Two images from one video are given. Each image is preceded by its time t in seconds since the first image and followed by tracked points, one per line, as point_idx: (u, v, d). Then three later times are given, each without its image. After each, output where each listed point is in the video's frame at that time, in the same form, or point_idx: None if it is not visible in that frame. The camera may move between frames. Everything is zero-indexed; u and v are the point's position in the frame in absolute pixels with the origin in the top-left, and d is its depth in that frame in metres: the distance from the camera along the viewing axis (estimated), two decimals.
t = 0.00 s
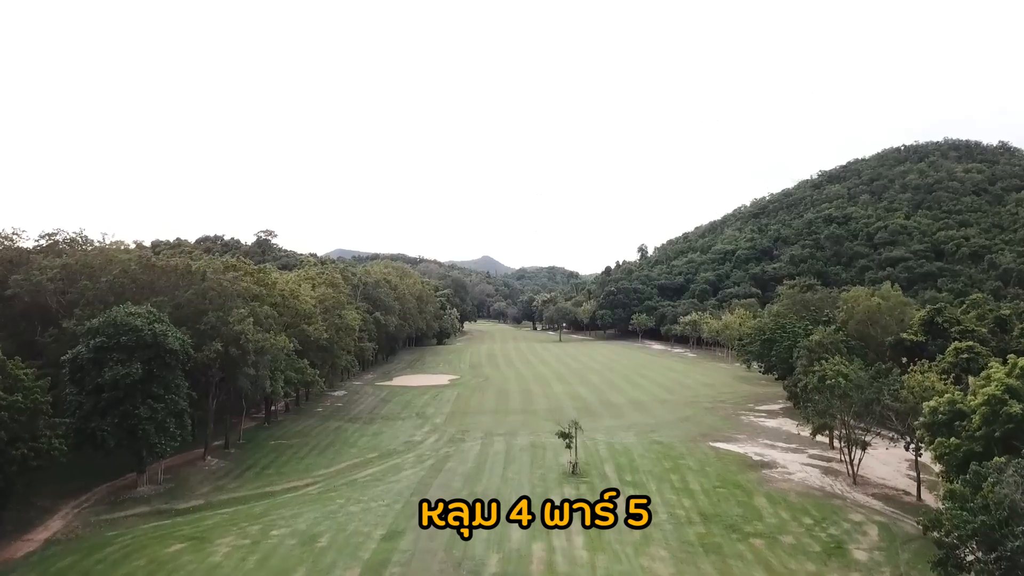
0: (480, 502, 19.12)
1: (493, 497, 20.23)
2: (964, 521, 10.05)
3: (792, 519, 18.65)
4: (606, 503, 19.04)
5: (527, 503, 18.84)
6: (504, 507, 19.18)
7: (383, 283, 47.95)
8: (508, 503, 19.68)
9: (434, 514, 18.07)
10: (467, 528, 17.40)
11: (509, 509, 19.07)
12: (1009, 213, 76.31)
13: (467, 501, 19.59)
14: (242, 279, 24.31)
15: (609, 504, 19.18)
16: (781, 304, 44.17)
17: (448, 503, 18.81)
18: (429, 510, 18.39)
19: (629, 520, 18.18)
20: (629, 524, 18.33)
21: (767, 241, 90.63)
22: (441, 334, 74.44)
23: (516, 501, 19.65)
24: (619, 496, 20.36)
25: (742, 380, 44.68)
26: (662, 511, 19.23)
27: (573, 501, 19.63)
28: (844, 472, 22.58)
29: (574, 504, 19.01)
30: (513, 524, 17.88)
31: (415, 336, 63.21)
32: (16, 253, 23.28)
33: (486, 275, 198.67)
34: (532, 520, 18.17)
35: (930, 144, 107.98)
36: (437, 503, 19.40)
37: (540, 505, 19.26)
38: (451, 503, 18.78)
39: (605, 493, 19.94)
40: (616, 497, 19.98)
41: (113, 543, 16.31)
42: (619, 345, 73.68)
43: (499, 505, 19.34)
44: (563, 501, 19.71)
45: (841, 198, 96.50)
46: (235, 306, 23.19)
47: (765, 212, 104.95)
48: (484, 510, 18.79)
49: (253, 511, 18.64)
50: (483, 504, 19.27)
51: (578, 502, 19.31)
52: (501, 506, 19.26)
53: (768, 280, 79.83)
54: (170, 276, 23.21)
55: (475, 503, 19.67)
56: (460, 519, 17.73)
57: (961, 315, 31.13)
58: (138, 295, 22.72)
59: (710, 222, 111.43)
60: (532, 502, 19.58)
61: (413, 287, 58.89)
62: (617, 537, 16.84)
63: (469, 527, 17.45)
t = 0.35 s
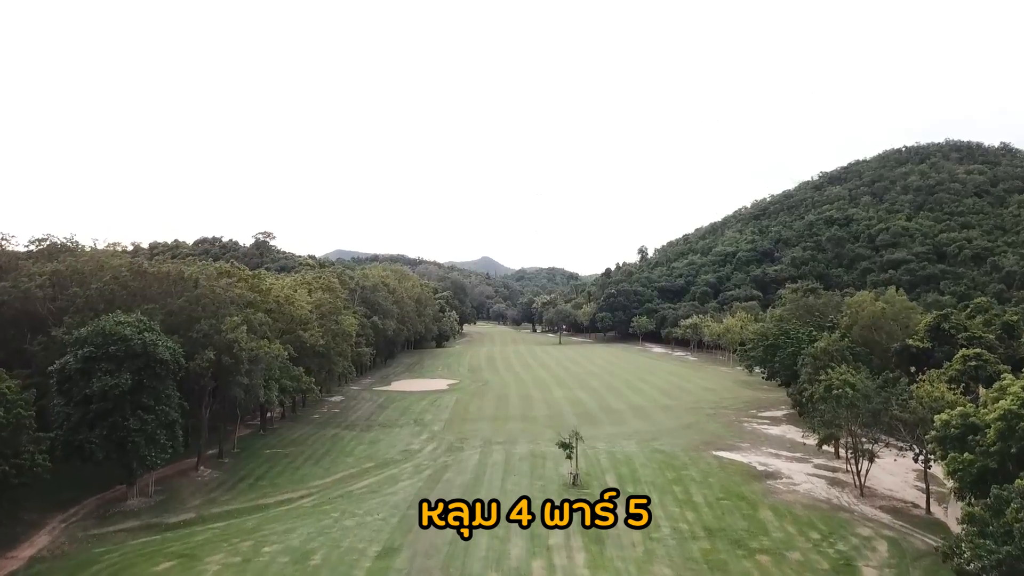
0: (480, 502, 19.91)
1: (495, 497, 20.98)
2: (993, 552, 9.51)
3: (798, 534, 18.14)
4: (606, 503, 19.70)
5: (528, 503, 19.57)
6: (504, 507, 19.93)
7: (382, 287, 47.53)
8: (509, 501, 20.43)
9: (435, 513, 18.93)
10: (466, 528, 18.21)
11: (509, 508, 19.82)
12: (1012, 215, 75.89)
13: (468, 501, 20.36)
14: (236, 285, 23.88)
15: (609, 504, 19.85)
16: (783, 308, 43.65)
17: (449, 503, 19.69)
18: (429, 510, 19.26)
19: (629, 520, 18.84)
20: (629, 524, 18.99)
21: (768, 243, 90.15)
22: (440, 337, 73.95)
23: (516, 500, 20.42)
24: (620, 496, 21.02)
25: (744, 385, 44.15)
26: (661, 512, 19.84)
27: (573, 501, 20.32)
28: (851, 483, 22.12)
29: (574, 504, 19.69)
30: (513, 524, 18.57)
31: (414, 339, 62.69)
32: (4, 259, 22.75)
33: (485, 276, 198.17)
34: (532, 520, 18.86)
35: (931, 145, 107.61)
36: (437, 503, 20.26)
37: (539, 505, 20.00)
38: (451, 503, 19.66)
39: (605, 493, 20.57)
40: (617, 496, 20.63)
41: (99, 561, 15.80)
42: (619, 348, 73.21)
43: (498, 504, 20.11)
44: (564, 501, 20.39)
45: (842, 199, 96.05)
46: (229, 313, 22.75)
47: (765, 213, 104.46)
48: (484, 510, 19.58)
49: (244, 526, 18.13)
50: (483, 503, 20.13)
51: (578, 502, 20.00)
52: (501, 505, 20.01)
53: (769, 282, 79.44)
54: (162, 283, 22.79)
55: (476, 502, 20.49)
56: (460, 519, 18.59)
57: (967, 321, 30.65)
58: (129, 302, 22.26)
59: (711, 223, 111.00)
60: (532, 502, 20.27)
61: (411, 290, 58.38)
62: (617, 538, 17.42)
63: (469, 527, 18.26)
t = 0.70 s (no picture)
0: (480, 502, 20.71)
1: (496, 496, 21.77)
2: None
3: (806, 550, 17.63)
4: (607, 503, 20.28)
5: (528, 503, 20.25)
6: (504, 507, 20.65)
7: (380, 291, 47.09)
8: (509, 501, 21.20)
9: (435, 514, 19.71)
10: (466, 528, 18.97)
11: (509, 508, 20.53)
12: (1014, 217, 75.47)
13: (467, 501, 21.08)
14: (230, 293, 23.42)
15: (609, 503, 20.43)
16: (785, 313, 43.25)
17: (448, 504, 20.45)
18: (430, 510, 20.04)
19: (629, 520, 19.44)
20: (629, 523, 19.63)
21: (769, 244, 89.66)
22: (439, 339, 73.43)
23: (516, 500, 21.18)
24: (620, 496, 21.62)
25: (746, 390, 43.64)
26: (660, 511, 20.44)
27: (574, 501, 20.97)
28: (857, 494, 21.65)
29: (574, 504, 20.27)
30: (513, 524, 19.27)
31: (412, 342, 62.17)
32: None
33: (485, 277, 197.53)
34: (532, 519, 19.56)
35: (932, 146, 107.14)
36: (437, 503, 21.04)
37: (540, 506, 20.67)
38: (451, 503, 20.44)
39: (606, 493, 21.17)
40: (616, 497, 21.19)
41: None
42: (620, 351, 72.71)
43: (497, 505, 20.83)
44: (565, 501, 21.03)
45: (843, 201, 95.61)
46: (222, 321, 22.27)
47: (766, 215, 103.96)
48: (484, 510, 20.37)
49: (236, 541, 17.63)
50: (481, 503, 20.89)
51: (578, 502, 20.62)
52: (502, 505, 20.73)
53: (770, 284, 78.92)
54: (154, 290, 22.31)
55: (476, 503, 21.25)
56: (459, 519, 19.38)
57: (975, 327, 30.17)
58: (120, 309, 21.78)
59: (711, 225, 110.47)
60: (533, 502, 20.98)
61: (410, 293, 57.88)
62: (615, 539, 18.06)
63: (469, 527, 19.02)
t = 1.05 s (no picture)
0: (480, 502, 21.40)
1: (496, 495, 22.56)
2: None
3: (813, 566, 17.16)
4: (607, 503, 20.88)
5: (528, 503, 20.98)
6: (504, 507, 21.37)
7: (378, 294, 46.59)
8: (510, 501, 21.94)
9: (435, 514, 20.46)
10: (466, 528, 19.75)
11: (509, 508, 21.23)
12: (1017, 218, 74.97)
13: (467, 501, 21.85)
14: (224, 300, 22.92)
15: (609, 503, 21.04)
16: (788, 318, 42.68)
17: (448, 504, 21.17)
18: (430, 510, 20.77)
19: (629, 520, 20.09)
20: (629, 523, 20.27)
21: (770, 246, 89.15)
22: (438, 340, 72.92)
23: (517, 499, 21.92)
24: (619, 496, 22.24)
25: (748, 395, 43.11)
26: (660, 511, 21.06)
27: (574, 500, 21.62)
28: (865, 506, 21.17)
29: (574, 504, 20.93)
30: (513, 524, 20.02)
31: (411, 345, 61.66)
32: None
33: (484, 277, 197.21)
34: (532, 520, 20.30)
35: (934, 147, 106.55)
36: (437, 503, 21.78)
37: (540, 505, 21.37)
38: (450, 503, 21.17)
39: (606, 493, 21.77)
40: (616, 496, 21.83)
41: None
42: (620, 354, 72.19)
43: (497, 505, 21.61)
44: (565, 501, 21.69)
45: (844, 202, 95.14)
46: (214, 329, 21.76)
47: (767, 216, 103.46)
48: (484, 510, 21.07)
49: (227, 557, 17.16)
50: (481, 503, 21.64)
51: (578, 501, 21.27)
52: (502, 505, 21.44)
53: (771, 286, 78.38)
54: (145, 296, 21.86)
55: (476, 502, 22.00)
56: (460, 519, 20.16)
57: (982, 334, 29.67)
58: (110, 317, 21.32)
59: (712, 226, 109.92)
60: (533, 502, 21.70)
61: (409, 296, 57.39)
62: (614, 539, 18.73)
63: (468, 527, 19.81)
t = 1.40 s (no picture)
0: (480, 502, 22.05)
1: (494, 493, 23.29)
2: None
3: None
4: (607, 502, 21.31)
5: (527, 504, 21.59)
6: (504, 507, 22.00)
7: (375, 296, 46.06)
8: (510, 500, 22.53)
9: (435, 514, 21.17)
10: (466, 528, 20.48)
11: (509, 508, 21.87)
12: (1020, 219, 74.52)
13: (466, 501, 22.41)
14: (217, 307, 22.48)
15: (609, 503, 21.53)
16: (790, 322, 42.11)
17: (448, 504, 21.84)
18: (430, 510, 21.46)
19: (629, 520, 20.53)
20: (629, 523, 20.72)
21: (771, 246, 88.65)
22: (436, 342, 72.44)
23: (517, 498, 22.52)
24: (620, 495, 22.80)
25: (749, 399, 42.55)
26: (659, 511, 21.42)
27: (575, 500, 22.09)
28: (872, 518, 20.72)
29: (574, 504, 21.45)
30: (513, 524, 20.61)
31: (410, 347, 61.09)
32: None
33: (484, 277, 196.66)
34: (531, 520, 20.94)
35: (935, 147, 105.98)
36: (437, 503, 22.46)
37: (540, 506, 21.87)
38: (450, 503, 21.83)
39: (606, 492, 22.21)
40: (617, 496, 22.32)
41: None
42: (620, 356, 71.63)
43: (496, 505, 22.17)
44: (566, 501, 22.16)
45: (845, 202, 94.69)
46: (207, 336, 21.25)
47: (768, 216, 103.00)
48: (484, 510, 21.74)
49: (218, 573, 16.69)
50: (480, 502, 22.17)
51: (578, 501, 21.78)
52: (501, 506, 21.97)
53: (772, 287, 77.86)
54: (136, 303, 21.41)
55: (476, 502, 22.61)
56: (459, 519, 20.87)
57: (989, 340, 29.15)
58: (100, 323, 20.92)
59: (712, 226, 109.36)
60: (532, 503, 22.20)
61: (407, 298, 56.91)
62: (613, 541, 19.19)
63: (468, 527, 20.52)
